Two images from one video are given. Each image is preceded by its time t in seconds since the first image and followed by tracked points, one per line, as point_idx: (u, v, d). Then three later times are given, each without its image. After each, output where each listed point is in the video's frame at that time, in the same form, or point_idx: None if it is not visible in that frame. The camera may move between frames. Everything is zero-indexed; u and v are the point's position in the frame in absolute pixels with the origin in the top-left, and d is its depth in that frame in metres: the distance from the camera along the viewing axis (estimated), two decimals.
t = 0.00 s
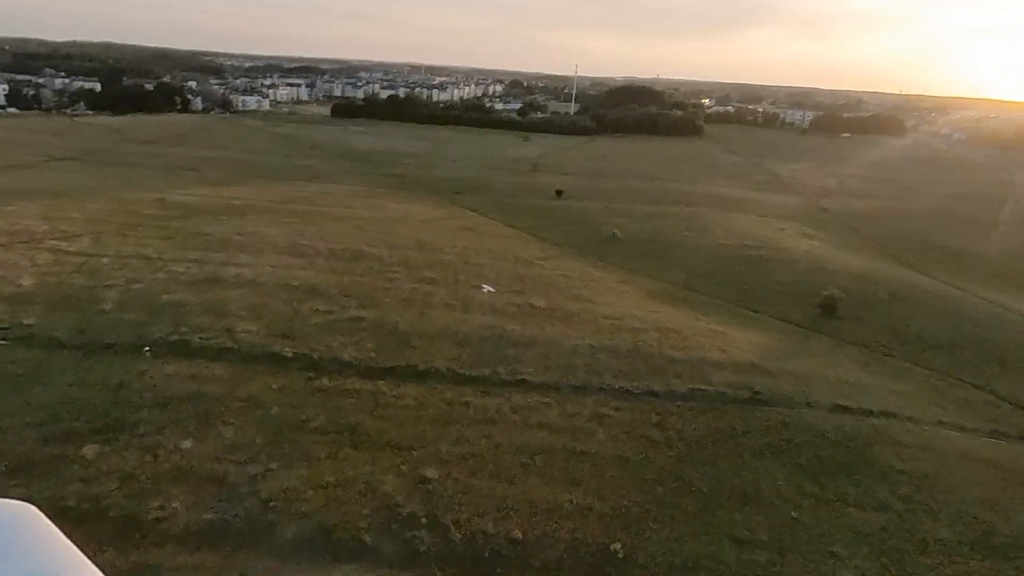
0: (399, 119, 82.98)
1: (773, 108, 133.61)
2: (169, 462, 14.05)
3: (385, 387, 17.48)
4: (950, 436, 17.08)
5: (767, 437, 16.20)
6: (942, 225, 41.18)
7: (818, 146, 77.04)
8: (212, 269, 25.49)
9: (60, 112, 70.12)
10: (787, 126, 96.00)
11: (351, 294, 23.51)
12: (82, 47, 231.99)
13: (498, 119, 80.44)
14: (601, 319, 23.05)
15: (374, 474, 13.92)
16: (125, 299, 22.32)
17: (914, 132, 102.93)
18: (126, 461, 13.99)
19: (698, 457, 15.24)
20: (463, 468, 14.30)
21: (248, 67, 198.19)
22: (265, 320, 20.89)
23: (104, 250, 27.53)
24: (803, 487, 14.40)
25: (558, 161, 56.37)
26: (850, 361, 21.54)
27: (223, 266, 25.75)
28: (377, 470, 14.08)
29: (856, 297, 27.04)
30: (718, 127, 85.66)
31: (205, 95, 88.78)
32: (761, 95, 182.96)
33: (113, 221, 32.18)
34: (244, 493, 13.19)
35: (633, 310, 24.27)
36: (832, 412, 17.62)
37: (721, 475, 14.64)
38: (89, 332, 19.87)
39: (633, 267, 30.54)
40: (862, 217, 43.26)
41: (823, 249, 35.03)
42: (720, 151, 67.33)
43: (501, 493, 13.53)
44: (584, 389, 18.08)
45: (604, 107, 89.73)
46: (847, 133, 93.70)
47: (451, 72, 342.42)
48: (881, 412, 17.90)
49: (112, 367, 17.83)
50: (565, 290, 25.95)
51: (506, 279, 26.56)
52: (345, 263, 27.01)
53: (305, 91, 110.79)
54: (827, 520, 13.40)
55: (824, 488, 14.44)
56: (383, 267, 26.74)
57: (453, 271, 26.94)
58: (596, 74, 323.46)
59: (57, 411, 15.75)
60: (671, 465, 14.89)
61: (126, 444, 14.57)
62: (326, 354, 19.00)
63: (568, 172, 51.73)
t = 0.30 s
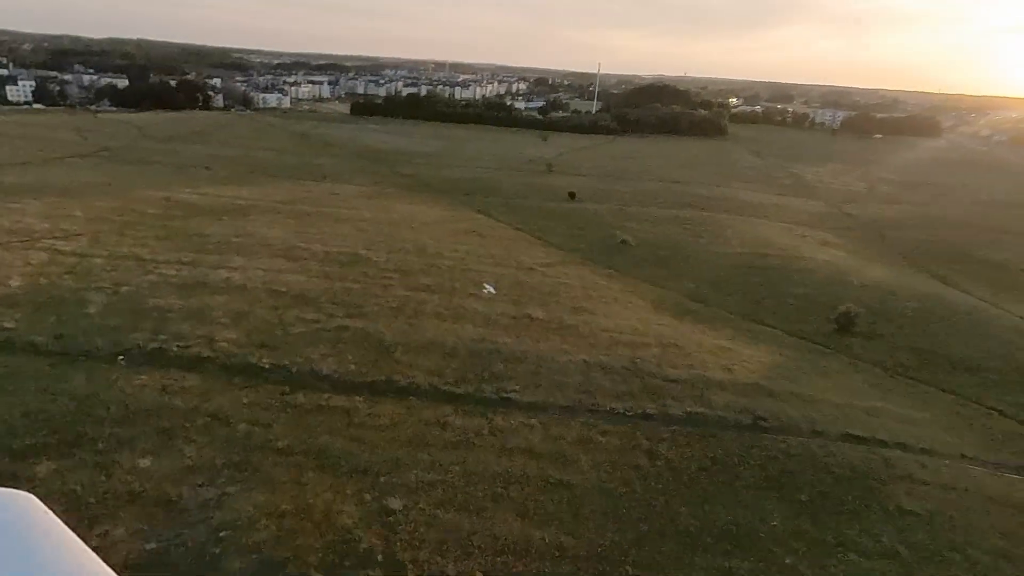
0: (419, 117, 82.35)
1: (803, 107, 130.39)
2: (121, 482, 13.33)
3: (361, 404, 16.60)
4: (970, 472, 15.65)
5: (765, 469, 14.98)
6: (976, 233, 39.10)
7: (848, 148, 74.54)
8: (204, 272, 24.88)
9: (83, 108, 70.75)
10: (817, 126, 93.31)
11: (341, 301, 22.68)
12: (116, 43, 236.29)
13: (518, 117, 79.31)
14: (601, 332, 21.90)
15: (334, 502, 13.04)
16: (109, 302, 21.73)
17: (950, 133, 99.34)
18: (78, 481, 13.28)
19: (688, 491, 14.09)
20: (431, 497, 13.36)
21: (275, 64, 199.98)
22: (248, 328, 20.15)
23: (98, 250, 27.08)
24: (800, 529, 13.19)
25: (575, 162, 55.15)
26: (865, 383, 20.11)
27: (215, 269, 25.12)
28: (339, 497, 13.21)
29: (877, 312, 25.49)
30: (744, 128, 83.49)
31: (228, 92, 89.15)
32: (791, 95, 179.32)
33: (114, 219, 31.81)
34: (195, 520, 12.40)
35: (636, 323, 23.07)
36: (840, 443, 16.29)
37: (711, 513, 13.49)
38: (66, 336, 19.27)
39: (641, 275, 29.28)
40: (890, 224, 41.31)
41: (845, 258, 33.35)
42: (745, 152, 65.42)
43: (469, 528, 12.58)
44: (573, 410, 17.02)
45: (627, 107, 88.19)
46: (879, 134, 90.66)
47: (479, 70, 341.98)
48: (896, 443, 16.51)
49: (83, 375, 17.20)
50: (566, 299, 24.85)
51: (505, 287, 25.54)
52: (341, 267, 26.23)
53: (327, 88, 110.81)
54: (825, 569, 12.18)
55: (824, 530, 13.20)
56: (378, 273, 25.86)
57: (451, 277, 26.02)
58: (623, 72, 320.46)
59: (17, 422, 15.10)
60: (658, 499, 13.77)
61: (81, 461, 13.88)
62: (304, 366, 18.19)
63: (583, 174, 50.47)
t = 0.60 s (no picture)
0: (432, 115, 81.52)
1: (828, 108, 127.29)
2: (61, 505, 12.57)
3: (327, 423, 15.69)
4: (982, 514, 14.32)
5: (754, 507, 13.82)
6: (1003, 243, 37.18)
7: (872, 151, 72.21)
8: (189, 274, 24.21)
9: (98, 104, 71.03)
10: (841, 128, 90.78)
11: (323, 308, 21.83)
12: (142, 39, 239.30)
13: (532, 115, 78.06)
14: (592, 346, 20.78)
15: (282, 534, 12.16)
16: (85, 305, 21.10)
17: (981, 136, 96.08)
18: (16, 503, 12.55)
19: (667, 531, 13.01)
20: (386, 530, 12.43)
21: (296, 61, 200.88)
22: (222, 337, 19.37)
23: (85, 250, 26.54)
24: None
25: (587, 162, 53.89)
26: (873, 408, 18.77)
27: (200, 272, 24.43)
28: (287, 529, 12.33)
29: (891, 329, 24.03)
30: (765, 129, 81.37)
31: (244, 88, 89.15)
32: (817, 96, 175.67)
33: (108, 217, 31.35)
34: (131, 551, 11.61)
35: (631, 337, 21.91)
36: (838, 476, 15.05)
37: (690, 557, 12.41)
38: (34, 341, 18.63)
39: (643, 283, 28.06)
40: (912, 232, 39.51)
41: (861, 268, 31.76)
42: (764, 154, 63.60)
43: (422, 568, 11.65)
44: (553, 432, 15.98)
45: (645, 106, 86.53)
46: (906, 137, 87.87)
47: (500, 67, 340.45)
48: (901, 478, 15.22)
49: (44, 385, 16.52)
50: (560, 309, 23.76)
51: (498, 296, 24.50)
52: (329, 271, 25.40)
53: (343, 85, 110.55)
54: None
55: None
56: (367, 278, 24.98)
57: (442, 283, 25.06)
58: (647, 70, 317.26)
59: None
60: (634, 540, 12.71)
61: (24, 481, 13.17)
62: (274, 378, 17.34)
63: (593, 175, 49.21)
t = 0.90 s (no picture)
0: (441, 112, 80.57)
1: (848, 109, 124.63)
2: None
3: (283, 440, 14.76)
4: (987, 557, 13.06)
5: (735, 547, 12.67)
6: None
7: (891, 154, 70.21)
8: (166, 275, 23.43)
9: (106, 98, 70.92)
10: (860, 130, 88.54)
11: (298, 313, 20.93)
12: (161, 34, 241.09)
13: (542, 113, 76.77)
14: (577, 359, 19.67)
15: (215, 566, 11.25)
16: (52, 306, 20.36)
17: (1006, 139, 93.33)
18: None
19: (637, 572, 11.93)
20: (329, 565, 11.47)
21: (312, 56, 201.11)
22: (187, 343, 18.53)
23: (64, 248, 25.88)
24: None
25: (593, 162, 52.64)
26: (874, 433, 17.49)
27: (177, 273, 23.64)
28: (222, 560, 11.41)
29: (899, 345, 22.66)
30: (781, 130, 79.48)
31: (254, 83, 88.79)
32: (837, 96, 172.53)
33: (94, 214, 30.73)
34: None
35: (620, 349, 20.77)
36: (829, 512, 13.85)
37: None
38: None
39: (640, 291, 26.86)
40: (928, 239, 37.89)
41: (872, 278, 30.24)
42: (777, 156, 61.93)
43: None
44: (524, 454, 14.92)
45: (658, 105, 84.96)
46: (927, 139, 85.54)
47: (517, 64, 338.73)
48: (900, 514, 13.98)
49: None
50: (548, 318, 22.67)
51: (484, 302, 23.45)
52: (311, 274, 24.50)
53: (355, 82, 110.00)
54: None
55: None
56: (349, 282, 24.04)
57: (427, 288, 24.06)
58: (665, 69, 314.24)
59: None
60: None
61: None
62: (234, 389, 16.45)
63: (599, 176, 47.91)
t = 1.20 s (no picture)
0: (445, 115, 79.67)
1: (862, 114, 122.37)
2: None
3: (227, 464, 13.77)
4: None
5: None
6: None
7: (904, 160, 68.40)
8: (135, 282, 22.58)
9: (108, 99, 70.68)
10: (873, 135, 86.62)
11: (264, 325, 19.94)
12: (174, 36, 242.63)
13: (547, 117, 75.64)
14: (555, 376, 18.51)
15: None
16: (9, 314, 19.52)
17: None
18: None
19: None
20: None
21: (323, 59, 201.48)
22: (143, 355, 17.61)
23: (35, 253, 25.11)
24: None
25: (595, 167, 51.45)
26: (870, 462, 16.22)
27: (147, 279, 22.78)
28: None
29: (902, 364, 21.31)
30: (791, 135, 77.82)
31: (259, 85, 88.35)
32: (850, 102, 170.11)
33: (74, 216, 30.00)
34: None
35: (602, 366, 19.60)
36: (814, 554, 12.64)
37: None
38: None
39: (630, 303, 25.67)
40: (939, 250, 36.33)
41: (878, 291, 28.79)
42: (785, 161, 60.41)
43: None
44: (486, 483, 13.82)
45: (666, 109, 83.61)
46: (942, 145, 83.46)
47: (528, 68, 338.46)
48: (892, 557, 12.73)
49: None
50: (529, 331, 21.53)
51: (463, 314, 22.36)
52: (285, 282, 23.53)
53: (362, 84, 109.45)
54: None
55: None
56: (324, 291, 23.03)
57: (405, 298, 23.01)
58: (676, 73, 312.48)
59: None
60: None
61: None
62: (183, 407, 15.48)
63: (599, 181, 46.70)
